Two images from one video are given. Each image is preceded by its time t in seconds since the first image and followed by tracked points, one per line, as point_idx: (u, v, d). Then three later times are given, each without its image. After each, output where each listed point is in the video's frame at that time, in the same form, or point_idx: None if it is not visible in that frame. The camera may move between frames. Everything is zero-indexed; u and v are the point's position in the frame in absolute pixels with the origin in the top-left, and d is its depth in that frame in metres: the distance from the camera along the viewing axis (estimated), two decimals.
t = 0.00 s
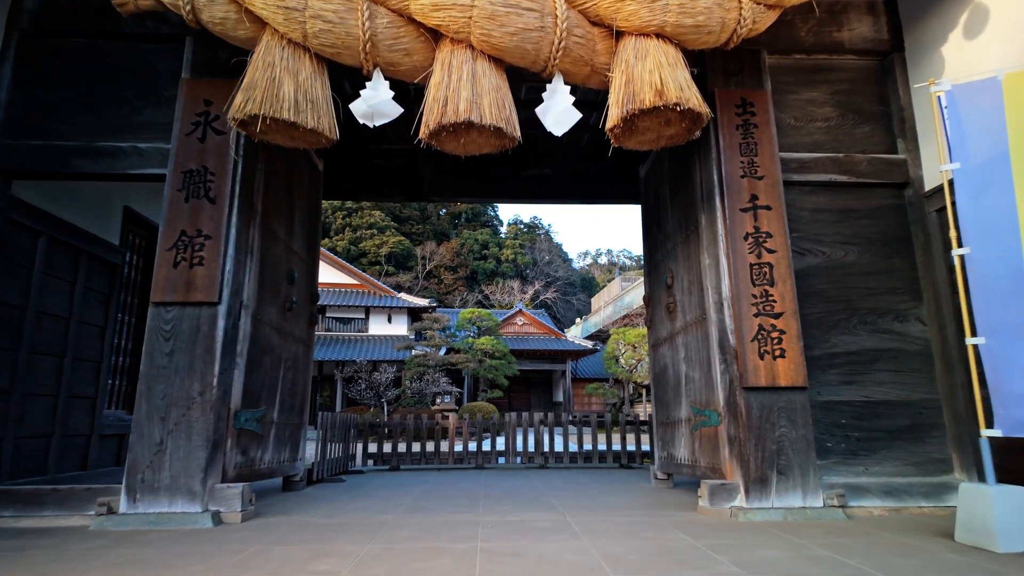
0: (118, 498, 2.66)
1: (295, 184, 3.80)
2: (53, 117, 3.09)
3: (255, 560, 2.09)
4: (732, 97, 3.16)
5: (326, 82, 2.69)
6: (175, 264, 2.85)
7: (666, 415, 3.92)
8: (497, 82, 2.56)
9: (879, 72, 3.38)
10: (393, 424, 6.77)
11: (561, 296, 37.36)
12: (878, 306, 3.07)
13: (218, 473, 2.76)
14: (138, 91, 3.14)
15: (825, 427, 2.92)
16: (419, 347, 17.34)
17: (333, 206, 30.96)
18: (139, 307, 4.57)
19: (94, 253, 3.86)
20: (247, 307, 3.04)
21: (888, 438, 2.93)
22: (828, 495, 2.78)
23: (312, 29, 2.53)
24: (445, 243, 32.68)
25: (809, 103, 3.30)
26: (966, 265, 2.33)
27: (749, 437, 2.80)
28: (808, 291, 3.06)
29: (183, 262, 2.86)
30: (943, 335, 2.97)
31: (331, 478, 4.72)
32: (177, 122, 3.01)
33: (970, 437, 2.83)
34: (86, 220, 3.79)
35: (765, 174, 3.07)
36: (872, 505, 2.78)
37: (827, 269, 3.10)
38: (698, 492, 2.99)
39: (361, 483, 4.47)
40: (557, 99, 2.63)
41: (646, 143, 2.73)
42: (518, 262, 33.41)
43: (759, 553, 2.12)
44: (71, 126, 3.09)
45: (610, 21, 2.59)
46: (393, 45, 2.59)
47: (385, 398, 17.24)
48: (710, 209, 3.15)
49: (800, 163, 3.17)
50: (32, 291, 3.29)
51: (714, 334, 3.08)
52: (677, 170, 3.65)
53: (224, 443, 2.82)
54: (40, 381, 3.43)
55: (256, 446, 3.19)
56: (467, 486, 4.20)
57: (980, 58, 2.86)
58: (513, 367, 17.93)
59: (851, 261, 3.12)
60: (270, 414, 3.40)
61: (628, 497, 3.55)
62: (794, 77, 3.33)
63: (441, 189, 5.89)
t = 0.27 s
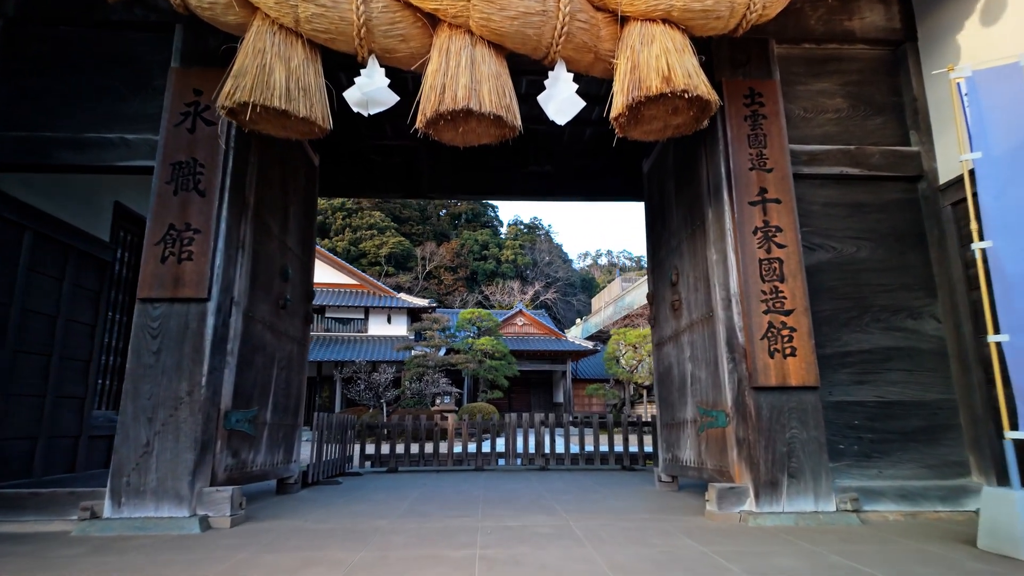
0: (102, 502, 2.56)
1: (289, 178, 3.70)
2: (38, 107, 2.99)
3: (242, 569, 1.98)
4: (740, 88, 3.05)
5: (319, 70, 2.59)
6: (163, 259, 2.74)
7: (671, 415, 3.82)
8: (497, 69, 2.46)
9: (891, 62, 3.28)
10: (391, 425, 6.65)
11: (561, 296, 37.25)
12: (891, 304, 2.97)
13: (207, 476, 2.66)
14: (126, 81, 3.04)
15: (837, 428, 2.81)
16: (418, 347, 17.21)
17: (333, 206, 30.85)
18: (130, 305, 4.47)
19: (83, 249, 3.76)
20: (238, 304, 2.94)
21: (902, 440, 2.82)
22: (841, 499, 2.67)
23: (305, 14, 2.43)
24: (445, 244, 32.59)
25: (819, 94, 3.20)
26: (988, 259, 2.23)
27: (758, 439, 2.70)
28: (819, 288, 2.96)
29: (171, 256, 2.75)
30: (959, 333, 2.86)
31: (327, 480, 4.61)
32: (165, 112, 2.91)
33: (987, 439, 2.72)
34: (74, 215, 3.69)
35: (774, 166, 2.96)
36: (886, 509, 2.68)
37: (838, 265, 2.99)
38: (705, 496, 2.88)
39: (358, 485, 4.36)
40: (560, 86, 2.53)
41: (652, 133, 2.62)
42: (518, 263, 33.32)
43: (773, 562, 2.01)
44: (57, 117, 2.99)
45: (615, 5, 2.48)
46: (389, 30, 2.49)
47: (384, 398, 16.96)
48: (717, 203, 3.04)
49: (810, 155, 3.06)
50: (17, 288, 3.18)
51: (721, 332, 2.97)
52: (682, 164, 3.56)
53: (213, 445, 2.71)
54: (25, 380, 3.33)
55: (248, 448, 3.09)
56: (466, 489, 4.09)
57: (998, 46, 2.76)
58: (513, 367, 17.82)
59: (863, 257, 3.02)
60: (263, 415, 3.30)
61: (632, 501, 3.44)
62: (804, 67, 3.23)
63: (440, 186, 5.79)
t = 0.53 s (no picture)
0: (86, 506, 2.46)
1: (283, 173, 3.61)
2: (24, 99, 2.90)
3: None
4: (747, 79, 2.97)
5: (312, 59, 2.50)
6: (151, 255, 2.65)
7: (674, 417, 3.73)
8: (496, 57, 2.37)
9: (902, 54, 3.19)
10: (390, 426, 6.55)
11: (562, 297, 37.17)
12: (903, 301, 2.88)
13: (196, 479, 2.56)
14: (115, 71, 2.95)
15: (848, 430, 2.72)
16: (418, 347, 17.12)
17: (333, 207, 30.76)
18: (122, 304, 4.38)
19: (72, 246, 3.67)
20: (229, 301, 2.85)
21: (916, 442, 2.73)
22: (852, 503, 2.58)
23: None
24: (444, 244, 32.50)
25: (828, 86, 3.11)
26: (1007, 253, 2.14)
27: (767, 441, 2.60)
28: (828, 285, 2.87)
29: (159, 252, 2.66)
30: (974, 332, 2.77)
31: (323, 482, 4.51)
32: (154, 104, 2.82)
33: (1004, 441, 2.63)
34: (64, 211, 3.61)
35: (783, 160, 2.88)
36: (900, 514, 2.58)
37: (848, 261, 2.90)
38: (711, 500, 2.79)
39: (355, 488, 4.27)
40: (561, 75, 2.45)
41: (658, 124, 2.54)
42: (518, 264, 33.25)
43: (787, 570, 1.92)
44: (44, 109, 2.90)
45: None
46: (384, 17, 2.41)
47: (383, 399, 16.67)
48: (723, 197, 2.95)
49: (819, 148, 2.97)
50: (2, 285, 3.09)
51: (728, 331, 2.88)
52: (687, 158, 3.47)
53: (203, 447, 2.62)
54: (11, 380, 3.24)
55: (240, 450, 3.00)
56: (465, 492, 3.99)
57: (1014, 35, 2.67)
58: (513, 368, 17.73)
59: (874, 253, 2.93)
60: (256, 416, 3.21)
61: (635, 505, 3.35)
62: (812, 58, 3.14)
63: (438, 183, 5.69)
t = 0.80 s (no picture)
0: (66, 511, 2.36)
1: (276, 167, 3.51)
2: (6, 90, 2.81)
3: None
4: (753, 69, 2.87)
5: (302, 46, 2.41)
6: (136, 250, 2.55)
7: (677, 418, 3.63)
8: (494, 43, 2.28)
9: (912, 43, 3.10)
10: (387, 428, 6.44)
11: (562, 298, 37.07)
12: (915, 298, 2.78)
13: (181, 483, 2.46)
14: (100, 61, 2.86)
15: (859, 431, 2.62)
16: (417, 348, 17.02)
17: (332, 208, 30.67)
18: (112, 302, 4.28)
19: (58, 242, 3.57)
20: (217, 299, 2.75)
21: (929, 444, 2.63)
22: (864, 507, 2.48)
23: None
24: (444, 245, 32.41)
25: (836, 76, 3.02)
26: None
27: (775, 443, 2.50)
28: (838, 281, 2.77)
29: (144, 247, 2.56)
30: (989, 330, 2.67)
31: (318, 485, 4.41)
32: (140, 94, 2.72)
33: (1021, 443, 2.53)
34: (50, 206, 3.51)
35: (791, 152, 2.78)
36: (913, 519, 2.48)
37: (858, 257, 2.81)
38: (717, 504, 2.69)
39: (350, 491, 4.17)
40: (561, 63, 2.37)
41: (661, 113, 2.45)
42: (518, 265, 33.17)
43: None
44: (26, 100, 2.81)
45: None
46: (377, 2, 2.33)
47: (382, 400, 16.63)
48: (729, 191, 2.86)
49: (828, 140, 2.88)
50: None
51: (734, 329, 2.79)
52: (691, 152, 3.37)
53: (189, 449, 2.52)
54: None
55: (229, 452, 2.89)
56: (463, 495, 3.89)
57: None
58: (513, 369, 17.62)
59: (885, 249, 2.83)
60: (246, 417, 3.11)
61: (637, 509, 3.25)
62: (820, 48, 3.05)
63: (436, 180, 5.59)
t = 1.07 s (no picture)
0: (46, 517, 2.27)
1: (269, 163, 3.44)
2: None
3: None
4: (759, 60, 2.79)
5: (293, 34, 2.33)
6: (121, 245, 2.46)
7: (680, 420, 3.54)
8: (491, 30, 2.19)
9: (921, 35, 3.02)
10: (385, 430, 6.34)
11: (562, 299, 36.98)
12: (927, 296, 2.69)
13: (167, 488, 2.37)
14: (86, 52, 2.78)
15: (870, 433, 2.53)
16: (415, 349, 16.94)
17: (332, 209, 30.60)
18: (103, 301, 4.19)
19: (45, 240, 3.49)
20: (205, 296, 2.66)
21: (942, 447, 2.54)
22: (876, 513, 2.39)
23: None
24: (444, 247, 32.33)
25: (844, 68, 2.94)
26: None
27: (783, 445, 2.41)
28: (847, 278, 2.69)
29: (130, 242, 2.47)
30: (1003, 328, 2.59)
31: (312, 488, 4.31)
32: (127, 85, 2.63)
33: None
34: (37, 203, 3.43)
35: (798, 145, 2.70)
36: (927, 524, 2.39)
37: (867, 254, 2.72)
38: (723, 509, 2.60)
39: (345, 494, 4.07)
40: (561, 50, 2.28)
41: (664, 104, 2.37)
42: (518, 266, 33.11)
43: None
44: (10, 92, 2.73)
45: None
46: None
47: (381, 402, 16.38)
48: (734, 186, 2.78)
49: (835, 134, 2.80)
50: None
51: (740, 327, 2.70)
52: (694, 147, 3.29)
53: (176, 452, 2.43)
54: None
55: (218, 455, 2.80)
56: (461, 499, 3.80)
57: None
58: (513, 370, 17.52)
59: (895, 245, 2.75)
60: (237, 419, 3.02)
61: (640, 514, 3.16)
62: (827, 39, 2.97)
63: (435, 178, 5.50)
